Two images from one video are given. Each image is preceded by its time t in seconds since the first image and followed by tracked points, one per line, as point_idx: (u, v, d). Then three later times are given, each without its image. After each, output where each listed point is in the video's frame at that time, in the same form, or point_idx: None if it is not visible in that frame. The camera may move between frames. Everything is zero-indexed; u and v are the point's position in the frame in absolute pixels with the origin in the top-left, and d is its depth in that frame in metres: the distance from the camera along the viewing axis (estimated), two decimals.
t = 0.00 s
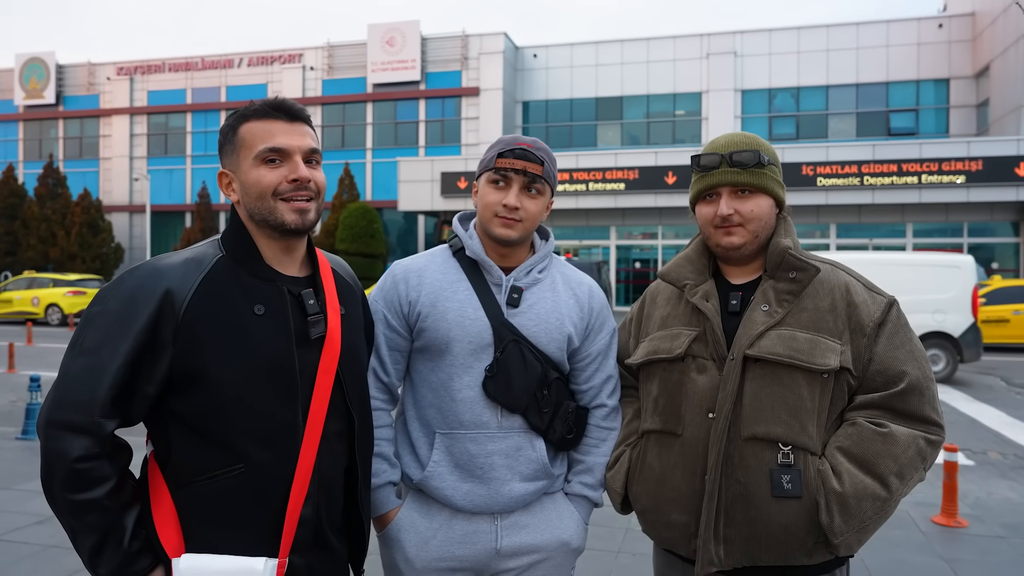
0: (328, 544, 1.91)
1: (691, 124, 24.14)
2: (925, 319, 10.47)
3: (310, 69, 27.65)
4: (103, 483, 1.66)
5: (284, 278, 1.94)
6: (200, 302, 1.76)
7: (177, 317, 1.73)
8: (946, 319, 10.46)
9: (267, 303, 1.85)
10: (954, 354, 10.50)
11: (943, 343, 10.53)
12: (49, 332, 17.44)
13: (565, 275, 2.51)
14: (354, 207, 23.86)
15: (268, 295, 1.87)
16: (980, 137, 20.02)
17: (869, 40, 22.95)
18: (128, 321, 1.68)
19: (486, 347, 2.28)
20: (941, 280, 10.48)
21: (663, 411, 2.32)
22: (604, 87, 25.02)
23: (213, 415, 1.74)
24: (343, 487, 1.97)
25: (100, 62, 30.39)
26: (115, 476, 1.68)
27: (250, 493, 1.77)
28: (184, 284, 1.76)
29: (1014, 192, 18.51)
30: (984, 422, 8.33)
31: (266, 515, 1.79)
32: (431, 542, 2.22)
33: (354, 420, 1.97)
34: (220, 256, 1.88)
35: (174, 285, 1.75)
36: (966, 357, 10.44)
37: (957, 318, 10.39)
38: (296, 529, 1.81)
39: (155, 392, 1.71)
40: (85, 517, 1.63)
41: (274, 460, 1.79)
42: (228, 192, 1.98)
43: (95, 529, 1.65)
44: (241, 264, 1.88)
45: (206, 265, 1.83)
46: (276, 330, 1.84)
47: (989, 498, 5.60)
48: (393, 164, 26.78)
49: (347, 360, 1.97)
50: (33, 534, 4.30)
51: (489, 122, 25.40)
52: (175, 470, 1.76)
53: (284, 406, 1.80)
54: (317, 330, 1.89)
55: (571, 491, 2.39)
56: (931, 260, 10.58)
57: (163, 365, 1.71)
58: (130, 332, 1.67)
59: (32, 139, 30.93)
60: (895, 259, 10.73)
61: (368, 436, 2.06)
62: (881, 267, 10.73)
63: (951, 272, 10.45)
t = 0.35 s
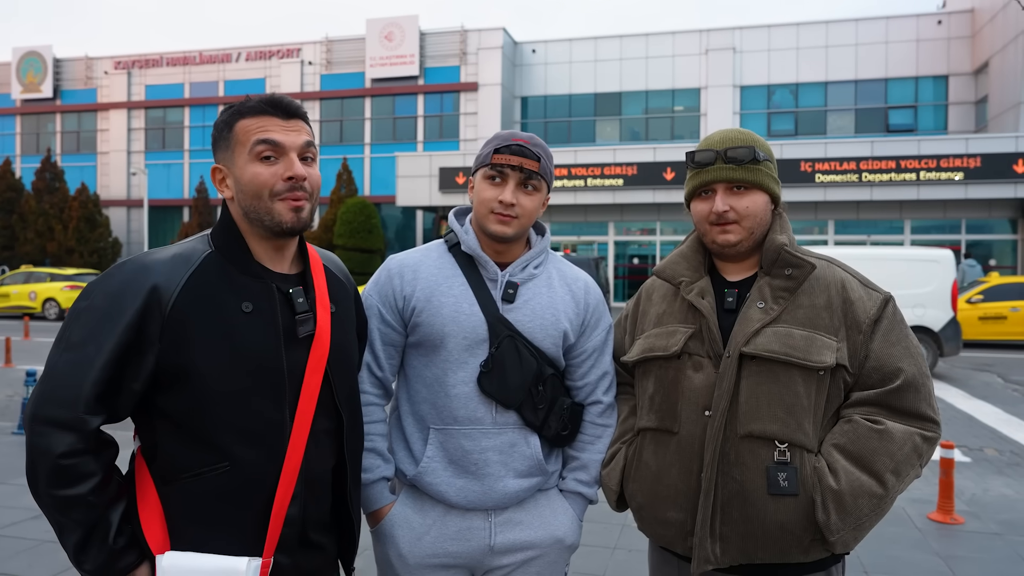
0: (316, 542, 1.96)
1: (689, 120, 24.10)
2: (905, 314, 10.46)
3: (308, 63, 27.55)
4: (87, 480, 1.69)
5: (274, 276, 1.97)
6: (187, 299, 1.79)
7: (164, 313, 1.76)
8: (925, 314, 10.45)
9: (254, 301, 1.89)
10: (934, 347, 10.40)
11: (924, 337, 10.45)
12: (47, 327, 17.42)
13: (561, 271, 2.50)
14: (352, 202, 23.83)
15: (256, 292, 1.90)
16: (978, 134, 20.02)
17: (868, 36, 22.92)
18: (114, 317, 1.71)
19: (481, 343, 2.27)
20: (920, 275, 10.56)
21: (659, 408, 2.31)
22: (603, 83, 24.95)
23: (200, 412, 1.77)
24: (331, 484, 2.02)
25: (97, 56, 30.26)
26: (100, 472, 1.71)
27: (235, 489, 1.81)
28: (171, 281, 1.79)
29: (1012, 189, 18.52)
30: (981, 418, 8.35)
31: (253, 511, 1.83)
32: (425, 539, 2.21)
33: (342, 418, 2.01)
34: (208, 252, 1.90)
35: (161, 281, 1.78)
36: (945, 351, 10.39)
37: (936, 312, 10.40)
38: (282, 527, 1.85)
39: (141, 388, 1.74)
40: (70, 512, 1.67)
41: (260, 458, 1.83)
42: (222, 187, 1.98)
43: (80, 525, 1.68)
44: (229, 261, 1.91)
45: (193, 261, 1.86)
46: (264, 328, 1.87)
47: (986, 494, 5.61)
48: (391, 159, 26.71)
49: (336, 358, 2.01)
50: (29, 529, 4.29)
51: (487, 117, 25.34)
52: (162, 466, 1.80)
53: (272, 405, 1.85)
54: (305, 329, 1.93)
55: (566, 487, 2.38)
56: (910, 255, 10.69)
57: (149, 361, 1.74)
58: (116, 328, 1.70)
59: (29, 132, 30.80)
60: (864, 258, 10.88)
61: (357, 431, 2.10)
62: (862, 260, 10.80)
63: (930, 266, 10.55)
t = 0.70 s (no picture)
0: (305, 545, 1.95)
1: (690, 112, 24.00)
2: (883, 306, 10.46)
3: (307, 55, 27.52)
4: (67, 482, 1.66)
5: (260, 273, 1.94)
6: (170, 296, 1.75)
7: (147, 310, 1.72)
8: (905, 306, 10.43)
9: (240, 298, 1.85)
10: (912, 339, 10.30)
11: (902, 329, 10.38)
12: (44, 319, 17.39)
13: (557, 266, 2.45)
14: (351, 194, 23.78)
15: (242, 290, 1.87)
16: (979, 127, 19.94)
17: (870, 28, 22.78)
18: (94, 315, 1.67)
19: (475, 340, 2.23)
20: (899, 266, 10.65)
21: (657, 407, 2.27)
22: (603, 75, 24.81)
23: (184, 412, 1.74)
24: (320, 484, 2.00)
25: (96, 47, 30.07)
26: (80, 474, 1.68)
27: (220, 491, 1.78)
28: (153, 277, 1.75)
29: (1013, 182, 18.44)
30: (981, 413, 8.32)
31: (238, 512, 1.81)
32: (416, 540, 2.17)
33: (331, 418, 1.99)
34: (192, 248, 1.86)
35: (143, 278, 1.73)
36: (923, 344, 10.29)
37: (915, 304, 10.38)
38: (268, 531, 1.83)
39: (123, 387, 1.71)
40: (50, 516, 1.64)
41: (246, 460, 1.80)
42: (203, 181, 1.94)
43: (60, 528, 1.65)
44: (215, 257, 1.87)
45: (177, 257, 1.81)
46: (250, 327, 1.84)
47: (986, 490, 5.58)
48: (390, 152, 26.61)
49: (324, 357, 1.98)
50: (21, 524, 4.25)
51: (487, 109, 25.20)
52: (145, 468, 1.77)
53: (258, 405, 1.82)
54: (292, 328, 1.90)
55: (561, 488, 2.34)
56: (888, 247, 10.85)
57: (131, 361, 1.70)
58: (96, 325, 1.66)
59: (28, 124, 30.66)
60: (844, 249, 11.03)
61: (347, 430, 2.07)
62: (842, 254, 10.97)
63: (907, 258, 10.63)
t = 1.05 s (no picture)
0: (289, 555, 1.90)
1: (693, 109, 23.88)
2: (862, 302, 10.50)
3: (309, 50, 27.35)
4: (41, 493, 1.60)
5: (244, 275, 1.88)
6: (150, 300, 1.69)
7: (125, 315, 1.66)
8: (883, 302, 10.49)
9: (224, 302, 1.80)
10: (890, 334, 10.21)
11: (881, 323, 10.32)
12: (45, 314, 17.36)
13: (551, 268, 2.39)
14: (353, 190, 23.76)
15: (226, 293, 1.81)
16: (983, 124, 19.84)
17: (874, 26, 22.65)
18: (70, 319, 1.61)
19: (466, 344, 2.16)
20: (878, 264, 11.02)
21: (655, 413, 2.20)
22: (606, 71, 24.69)
23: (164, 421, 1.68)
24: (305, 493, 1.95)
25: (98, 42, 30.01)
26: (55, 485, 1.63)
27: (202, 502, 1.72)
28: (132, 280, 1.69)
29: (1017, 180, 18.35)
30: (984, 413, 8.25)
31: (220, 523, 1.75)
32: (404, 549, 2.11)
33: (317, 424, 1.94)
34: (174, 249, 1.80)
35: (122, 280, 1.67)
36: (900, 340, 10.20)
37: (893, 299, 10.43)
38: (252, 542, 1.78)
39: (100, 394, 1.64)
40: (23, 528, 1.58)
41: (229, 469, 1.75)
42: (184, 179, 1.88)
43: (34, 541, 1.59)
44: (197, 259, 1.81)
45: (156, 259, 1.75)
46: (233, 332, 1.79)
47: (989, 492, 5.52)
48: (393, 148, 26.53)
49: (311, 361, 1.93)
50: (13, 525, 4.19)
51: (490, 105, 25.07)
52: (122, 478, 1.70)
53: (242, 413, 1.77)
54: (277, 332, 1.85)
55: (554, 495, 2.28)
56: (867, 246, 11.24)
57: (109, 368, 1.63)
58: (72, 331, 1.60)
59: (31, 119, 30.60)
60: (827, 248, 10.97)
61: (334, 436, 2.01)
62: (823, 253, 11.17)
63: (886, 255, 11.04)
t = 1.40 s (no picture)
0: (286, 561, 1.87)
1: (711, 101, 23.60)
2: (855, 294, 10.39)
3: (326, 43, 27.34)
4: (36, 498, 1.57)
5: (247, 276, 1.84)
6: (148, 301, 1.65)
7: (124, 316, 1.62)
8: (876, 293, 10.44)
9: (225, 303, 1.76)
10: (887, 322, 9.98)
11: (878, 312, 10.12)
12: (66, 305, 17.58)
13: (555, 267, 2.34)
14: (369, 182, 23.80)
15: (227, 293, 1.77)
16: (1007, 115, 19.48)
17: (897, 15, 22.24)
18: (67, 321, 1.57)
19: (467, 345, 2.12)
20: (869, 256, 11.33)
21: (662, 415, 2.14)
22: (623, 63, 24.46)
23: (163, 426, 1.65)
24: (305, 496, 1.92)
25: (117, 36, 30.18)
26: (50, 490, 1.60)
27: (200, 509, 1.69)
28: (132, 281, 1.65)
29: None
30: (1005, 410, 8.09)
31: (218, 529, 1.72)
32: (404, 554, 2.09)
33: (317, 427, 1.91)
34: (175, 247, 1.76)
35: (122, 280, 1.63)
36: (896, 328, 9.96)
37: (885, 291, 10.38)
38: (250, 548, 1.75)
39: (97, 397, 1.60)
40: (15, 534, 1.55)
41: (228, 475, 1.72)
42: (194, 175, 1.84)
43: (27, 547, 1.57)
44: (198, 258, 1.77)
45: (158, 258, 1.71)
46: (233, 333, 1.75)
47: (1010, 491, 5.40)
48: (409, 140, 26.51)
49: (311, 363, 1.89)
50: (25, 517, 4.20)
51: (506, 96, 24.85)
52: (118, 482, 1.67)
53: (241, 419, 1.73)
54: (280, 336, 1.82)
55: (558, 500, 2.25)
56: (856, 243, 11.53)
57: (106, 371, 1.60)
58: (68, 332, 1.55)
59: (52, 113, 30.88)
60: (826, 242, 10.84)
61: (334, 439, 1.99)
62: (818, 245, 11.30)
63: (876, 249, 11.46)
